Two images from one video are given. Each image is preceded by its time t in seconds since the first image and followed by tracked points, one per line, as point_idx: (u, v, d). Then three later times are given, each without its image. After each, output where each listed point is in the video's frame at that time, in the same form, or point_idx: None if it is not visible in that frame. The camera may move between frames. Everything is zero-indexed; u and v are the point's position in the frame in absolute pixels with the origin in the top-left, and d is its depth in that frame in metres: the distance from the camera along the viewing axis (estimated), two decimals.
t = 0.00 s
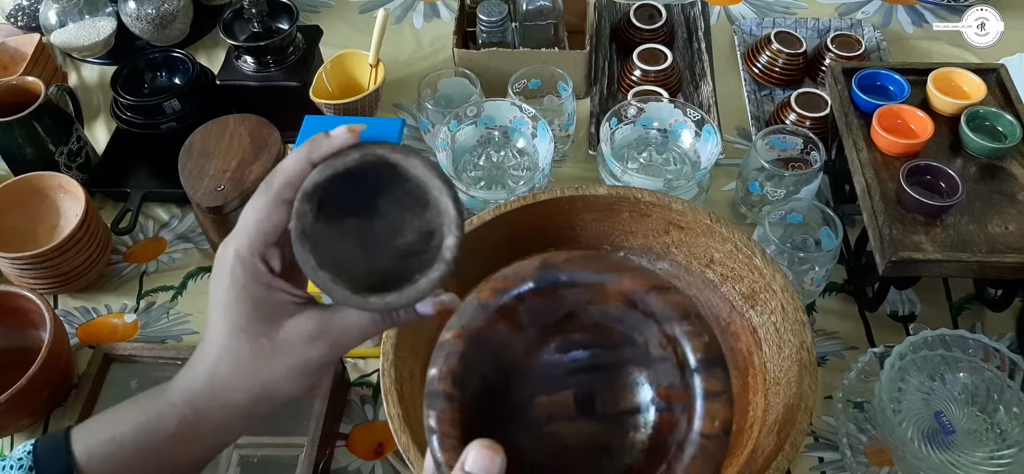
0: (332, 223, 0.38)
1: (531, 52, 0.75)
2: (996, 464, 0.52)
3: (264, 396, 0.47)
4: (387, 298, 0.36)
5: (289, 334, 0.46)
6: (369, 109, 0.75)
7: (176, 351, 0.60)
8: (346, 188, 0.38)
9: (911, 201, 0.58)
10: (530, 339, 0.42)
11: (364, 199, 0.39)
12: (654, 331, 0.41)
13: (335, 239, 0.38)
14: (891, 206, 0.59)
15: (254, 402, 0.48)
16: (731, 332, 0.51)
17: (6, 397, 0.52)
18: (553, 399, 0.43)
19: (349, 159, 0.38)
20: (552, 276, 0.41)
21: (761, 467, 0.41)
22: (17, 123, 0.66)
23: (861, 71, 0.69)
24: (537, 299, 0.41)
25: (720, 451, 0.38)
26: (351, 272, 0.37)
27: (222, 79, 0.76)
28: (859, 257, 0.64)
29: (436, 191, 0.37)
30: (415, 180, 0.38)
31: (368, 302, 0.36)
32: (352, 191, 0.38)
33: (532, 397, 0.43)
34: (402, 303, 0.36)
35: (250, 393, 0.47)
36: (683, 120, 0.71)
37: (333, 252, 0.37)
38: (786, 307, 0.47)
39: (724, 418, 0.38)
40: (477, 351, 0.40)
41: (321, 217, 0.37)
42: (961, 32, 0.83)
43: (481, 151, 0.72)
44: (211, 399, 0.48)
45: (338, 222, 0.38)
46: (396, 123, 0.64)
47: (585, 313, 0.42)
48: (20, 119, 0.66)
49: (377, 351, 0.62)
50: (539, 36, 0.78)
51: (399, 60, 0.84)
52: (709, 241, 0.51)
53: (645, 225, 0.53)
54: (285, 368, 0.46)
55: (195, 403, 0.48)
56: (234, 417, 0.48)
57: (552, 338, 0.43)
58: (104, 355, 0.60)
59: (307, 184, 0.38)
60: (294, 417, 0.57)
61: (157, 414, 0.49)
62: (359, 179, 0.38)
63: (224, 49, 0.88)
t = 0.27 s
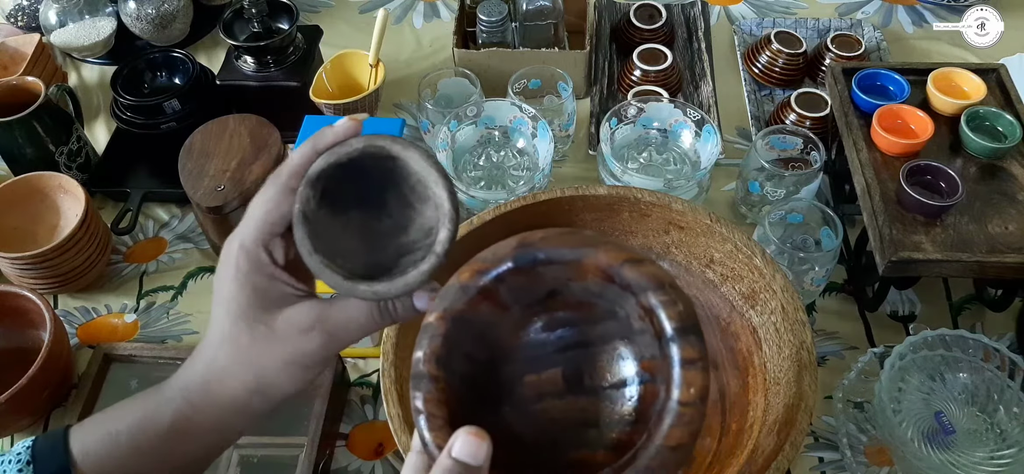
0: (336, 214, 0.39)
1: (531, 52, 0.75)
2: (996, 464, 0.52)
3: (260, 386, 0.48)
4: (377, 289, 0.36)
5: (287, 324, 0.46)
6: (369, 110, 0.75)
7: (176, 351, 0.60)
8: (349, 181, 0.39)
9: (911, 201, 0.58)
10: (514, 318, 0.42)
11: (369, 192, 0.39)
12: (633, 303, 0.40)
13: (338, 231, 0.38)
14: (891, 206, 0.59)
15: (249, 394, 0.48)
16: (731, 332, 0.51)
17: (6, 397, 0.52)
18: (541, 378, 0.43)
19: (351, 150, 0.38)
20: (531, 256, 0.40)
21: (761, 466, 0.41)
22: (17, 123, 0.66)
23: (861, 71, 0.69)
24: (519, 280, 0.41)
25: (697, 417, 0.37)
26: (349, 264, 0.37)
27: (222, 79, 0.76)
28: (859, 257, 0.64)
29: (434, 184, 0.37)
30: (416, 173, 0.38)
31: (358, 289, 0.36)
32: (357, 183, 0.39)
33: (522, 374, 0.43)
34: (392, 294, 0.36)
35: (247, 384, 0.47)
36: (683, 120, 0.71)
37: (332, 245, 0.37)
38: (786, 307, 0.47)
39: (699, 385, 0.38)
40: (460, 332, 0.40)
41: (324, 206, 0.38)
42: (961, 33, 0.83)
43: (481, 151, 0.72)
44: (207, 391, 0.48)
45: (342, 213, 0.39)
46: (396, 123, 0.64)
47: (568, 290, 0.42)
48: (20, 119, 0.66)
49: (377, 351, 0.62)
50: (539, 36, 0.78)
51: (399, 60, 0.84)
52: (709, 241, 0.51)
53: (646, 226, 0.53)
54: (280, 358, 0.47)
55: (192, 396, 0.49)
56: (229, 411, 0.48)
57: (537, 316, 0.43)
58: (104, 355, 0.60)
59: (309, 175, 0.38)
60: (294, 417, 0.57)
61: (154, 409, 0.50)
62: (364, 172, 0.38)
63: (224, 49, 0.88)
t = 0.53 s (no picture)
0: (336, 208, 0.39)
1: (531, 52, 0.75)
2: (996, 464, 0.52)
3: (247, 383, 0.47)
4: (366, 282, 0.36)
5: (275, 318, 0.46)
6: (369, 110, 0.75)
7: (175, 351, 0.60)
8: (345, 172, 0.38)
9: (911, 201, 0.58)
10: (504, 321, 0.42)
11: (368, 187, 0.39)
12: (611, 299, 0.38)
13: (338, 223, 0.38)
14: (891, 206, 0.59)
15: (234, 392, 0.47)
16: (731, 332, 0.51)
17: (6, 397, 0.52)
18: (538, 378, 0.42)
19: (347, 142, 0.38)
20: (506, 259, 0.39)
21: (761, 467, 0.41)
22: (17, 123, 0.67)
23: (861, 71, 0.69)
24: (499, 284, 0.39)
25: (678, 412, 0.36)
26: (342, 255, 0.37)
27: (222, 79, 0.76)
28: (859, 257, 0.64)
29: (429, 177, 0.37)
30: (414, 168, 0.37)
31: (345, 281, 0.36)
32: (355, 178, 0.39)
33: (519, 374, 0.42)
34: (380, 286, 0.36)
35: (233, 381, 0.47)
36: (684, 120, 0.71)
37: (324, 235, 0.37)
38: (786, 306, 0.47)
39: (677, 379, 0.35)
40: (449, 340, 0.39)
41: (320, 199, 0.38)
42: (961, 32, 0.83)
43: (481, 151, 0.72)
44: (192, 389, 0.48)
45: (341, 208, 0.39)
46: (396, 123, 0.64)
47: (553, 290, 0.41)
48: (20, 119, 0.66)
49: (377, 351, 0.61)
50: (539, 36, 0.78)
51: (399, 60, 0.84)
52: (709, 241, 0.51)
53: (647, 225, 0.53)
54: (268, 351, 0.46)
55: (179, 396, 0.48)
56: (216, 411, 0.47)
57: (527, 318, 0.42)
58: (104, 355, 0.60)
59: (306, 167, 0.38)
60: (294, 417, 0.57)
61: (143, 410, 0.49)
62: (362, 165, 0.38)
63: (224, 49, 0.88)
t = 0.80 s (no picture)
0: (327, 191, 0.39)
1: (531, 52, 0.75)
2: (996, 464, 0.52)
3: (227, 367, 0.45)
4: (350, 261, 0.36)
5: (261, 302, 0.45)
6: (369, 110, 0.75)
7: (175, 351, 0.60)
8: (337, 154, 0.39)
9: (911, 201, 0.58)
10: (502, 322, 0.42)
11: (358, 174, 0.39)
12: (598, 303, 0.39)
13: (328, 206, 0.39)
14: (891, 206, 0.59)
15: (217, 384, 0.45)
16: (731, 332, 0.51)
17: (6, 397, 0.52)
18: (531, 382, 0.42)
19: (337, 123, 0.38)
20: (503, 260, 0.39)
21: (761, 466, 0.41)
22: (17, 123, 0.66)
23: (861, 71, 0.69)
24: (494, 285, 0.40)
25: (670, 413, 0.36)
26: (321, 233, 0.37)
27: (222, 79, 0.76)
28: (859, 257, 0.64)
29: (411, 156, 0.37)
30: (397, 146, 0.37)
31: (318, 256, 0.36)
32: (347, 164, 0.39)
33: (512, 378, 0.43)
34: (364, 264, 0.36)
35: (216, 369, 0.45)
36: (684, 120, 0.71)
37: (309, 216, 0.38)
38: (786, 307, 0.47)
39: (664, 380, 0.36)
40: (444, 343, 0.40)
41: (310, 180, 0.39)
42: (961, 33, 0.83)
43: (481, 151, 0.72)
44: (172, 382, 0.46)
45: (335, 191, 0.39)
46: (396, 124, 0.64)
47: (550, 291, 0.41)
48: (20, 119, 0.66)
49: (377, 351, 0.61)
50: (539, 36, 0.78)
51: (399, 60, 0.84)
52: (709, 241, 0.51)
53: (647, 223, 0.53)
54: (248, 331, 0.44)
55: (161, 384, 0.46)
56: (201, 402, 0.46)
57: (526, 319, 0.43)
58: (104, 355, 0.60)
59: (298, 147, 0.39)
60: (294, 417, 0.57)
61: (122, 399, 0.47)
62: (353, 149, 0.39)
63: (224, 49, 0.88)
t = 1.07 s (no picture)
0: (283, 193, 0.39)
1: (531, 52, 0.75)
2: (996, 464, 0.52)
3: (216, 380, 0.47)
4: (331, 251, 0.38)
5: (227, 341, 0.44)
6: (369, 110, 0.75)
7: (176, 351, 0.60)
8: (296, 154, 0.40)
9: (911, 201, 0.58)
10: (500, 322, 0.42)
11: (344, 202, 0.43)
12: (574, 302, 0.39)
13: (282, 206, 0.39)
14: (891, 206, 0.59)
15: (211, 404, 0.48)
16: (731, 332, 0.51)
17: (6, 397, 0.52)
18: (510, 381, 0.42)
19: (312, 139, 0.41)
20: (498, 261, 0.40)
21: (761, 467, 0.41)
22: (17, 123, 0.67)
23: (861, 70, 0.69)
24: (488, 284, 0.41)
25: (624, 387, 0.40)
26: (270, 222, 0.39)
27: (222, 79, 0.76)
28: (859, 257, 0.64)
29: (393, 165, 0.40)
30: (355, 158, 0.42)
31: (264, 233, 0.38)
32: (350, 222, 0.44)
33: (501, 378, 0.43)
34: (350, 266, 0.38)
35: (206, 385, 0.47)
36: (683, 120, 0.71)
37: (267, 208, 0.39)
38: (786, 307, 0.47)
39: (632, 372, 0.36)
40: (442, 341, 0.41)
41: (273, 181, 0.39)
42: (962, 33, 0.83)
43: (481, 151, 0.72)
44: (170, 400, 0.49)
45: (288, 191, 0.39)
46: (396, 123, 0.64)
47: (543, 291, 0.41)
48: (20, 119, 0.67)
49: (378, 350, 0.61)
50: (539, 36, 0.78)
51: (399, 60, 0.84)
52: (709, 241, 0.51)
53: (647, 224, 0.53)
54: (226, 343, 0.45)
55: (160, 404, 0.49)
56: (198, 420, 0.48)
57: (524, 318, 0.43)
58: (105, 355, 0.61)
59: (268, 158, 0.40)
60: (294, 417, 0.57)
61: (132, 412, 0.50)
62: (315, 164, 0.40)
63: (224, 49, 0.88)
